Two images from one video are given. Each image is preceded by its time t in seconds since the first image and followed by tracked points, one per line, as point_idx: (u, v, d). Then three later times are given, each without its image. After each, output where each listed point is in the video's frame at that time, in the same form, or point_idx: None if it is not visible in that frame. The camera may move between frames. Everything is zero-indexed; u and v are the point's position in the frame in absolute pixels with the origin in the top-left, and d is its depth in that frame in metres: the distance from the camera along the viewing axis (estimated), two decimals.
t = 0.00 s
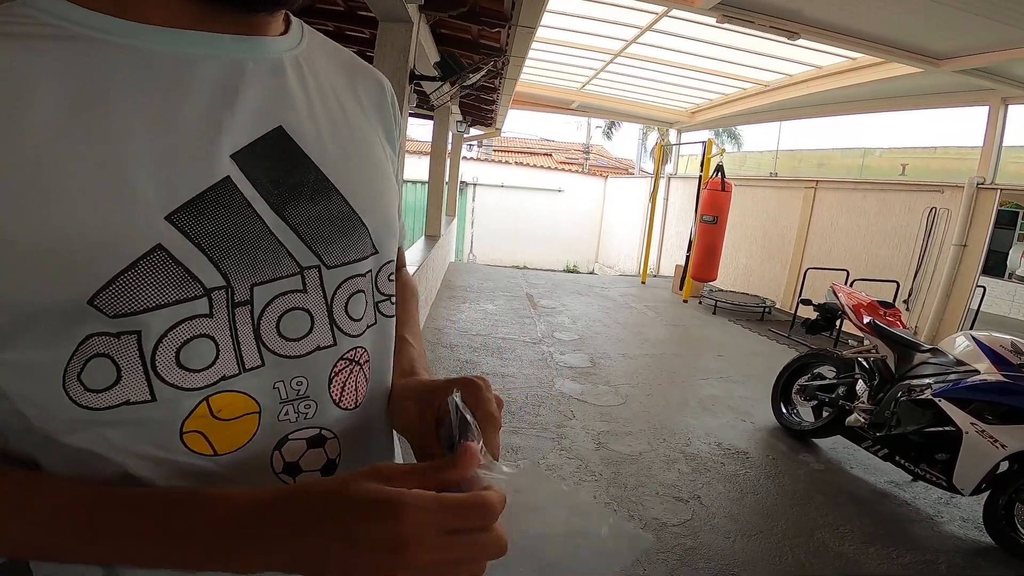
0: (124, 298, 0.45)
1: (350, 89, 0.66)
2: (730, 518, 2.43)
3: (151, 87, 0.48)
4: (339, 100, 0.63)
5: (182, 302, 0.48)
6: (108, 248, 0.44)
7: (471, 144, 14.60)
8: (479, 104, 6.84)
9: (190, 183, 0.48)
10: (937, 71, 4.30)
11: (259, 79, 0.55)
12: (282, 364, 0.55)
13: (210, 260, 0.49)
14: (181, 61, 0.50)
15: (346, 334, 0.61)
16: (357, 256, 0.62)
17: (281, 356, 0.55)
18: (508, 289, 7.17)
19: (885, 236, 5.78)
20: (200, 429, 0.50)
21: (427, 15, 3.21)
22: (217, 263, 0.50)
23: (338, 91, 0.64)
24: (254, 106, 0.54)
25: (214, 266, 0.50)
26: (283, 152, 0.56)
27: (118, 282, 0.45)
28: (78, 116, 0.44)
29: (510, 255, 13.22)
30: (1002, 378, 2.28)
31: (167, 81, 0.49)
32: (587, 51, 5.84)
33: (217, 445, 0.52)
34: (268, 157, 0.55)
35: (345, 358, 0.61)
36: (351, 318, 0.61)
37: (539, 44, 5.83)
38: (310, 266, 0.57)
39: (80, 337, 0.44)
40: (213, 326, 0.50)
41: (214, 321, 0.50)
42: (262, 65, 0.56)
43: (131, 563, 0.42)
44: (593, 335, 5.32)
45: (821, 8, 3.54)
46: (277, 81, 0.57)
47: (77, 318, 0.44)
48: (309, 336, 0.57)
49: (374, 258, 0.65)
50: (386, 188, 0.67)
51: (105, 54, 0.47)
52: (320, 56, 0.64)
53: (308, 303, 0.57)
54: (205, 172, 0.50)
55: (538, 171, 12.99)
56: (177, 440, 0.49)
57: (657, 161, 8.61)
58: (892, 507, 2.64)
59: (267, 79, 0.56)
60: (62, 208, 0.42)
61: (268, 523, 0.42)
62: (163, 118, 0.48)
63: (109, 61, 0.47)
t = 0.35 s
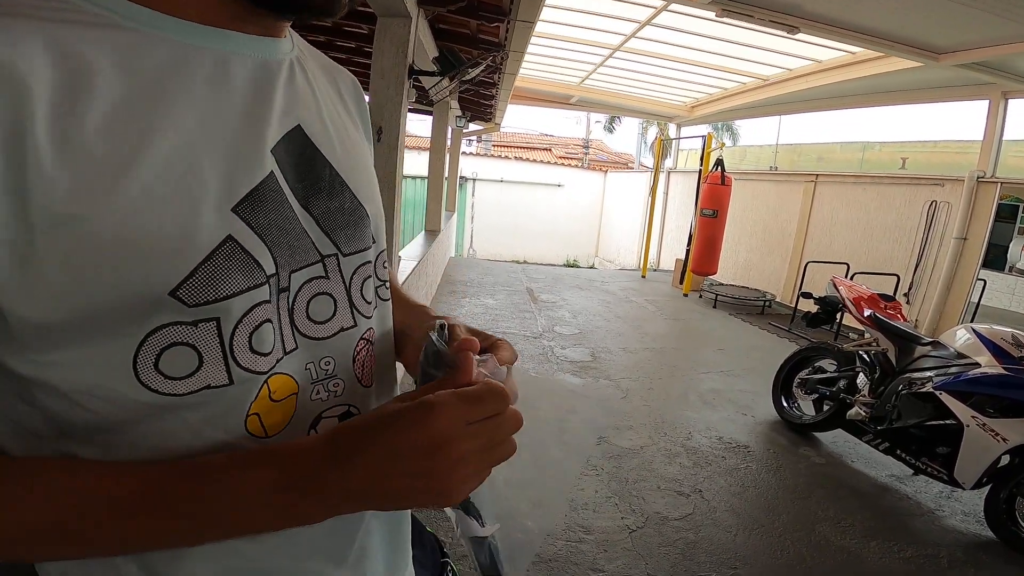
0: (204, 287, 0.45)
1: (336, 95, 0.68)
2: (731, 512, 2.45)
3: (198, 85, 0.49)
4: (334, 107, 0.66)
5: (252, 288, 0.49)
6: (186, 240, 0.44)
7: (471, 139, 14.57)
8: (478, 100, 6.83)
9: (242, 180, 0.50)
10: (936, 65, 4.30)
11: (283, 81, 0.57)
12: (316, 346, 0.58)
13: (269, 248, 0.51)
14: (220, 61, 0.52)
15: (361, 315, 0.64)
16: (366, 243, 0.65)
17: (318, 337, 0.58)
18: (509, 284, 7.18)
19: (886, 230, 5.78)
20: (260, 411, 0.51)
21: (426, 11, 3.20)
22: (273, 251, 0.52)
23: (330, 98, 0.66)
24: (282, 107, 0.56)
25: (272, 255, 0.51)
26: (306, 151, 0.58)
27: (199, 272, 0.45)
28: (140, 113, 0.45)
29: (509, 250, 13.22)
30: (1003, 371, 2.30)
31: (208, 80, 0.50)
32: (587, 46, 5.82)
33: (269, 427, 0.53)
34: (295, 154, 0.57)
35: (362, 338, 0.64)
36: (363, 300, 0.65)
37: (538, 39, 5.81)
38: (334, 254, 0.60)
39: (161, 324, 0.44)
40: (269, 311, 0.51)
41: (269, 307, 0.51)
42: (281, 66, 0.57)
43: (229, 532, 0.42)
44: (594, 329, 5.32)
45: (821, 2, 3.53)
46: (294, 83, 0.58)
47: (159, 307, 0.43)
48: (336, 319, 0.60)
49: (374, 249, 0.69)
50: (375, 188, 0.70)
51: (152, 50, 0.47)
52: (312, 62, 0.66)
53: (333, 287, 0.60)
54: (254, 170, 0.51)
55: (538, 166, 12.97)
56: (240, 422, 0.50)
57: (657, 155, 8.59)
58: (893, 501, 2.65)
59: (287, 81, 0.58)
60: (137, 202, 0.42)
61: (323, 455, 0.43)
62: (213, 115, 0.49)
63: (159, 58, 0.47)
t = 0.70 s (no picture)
0: (207, 278, 0.46)
1: (336, 95, 0.69)
2: (733, 507, 2.46)
3: (205, 77, 0.49)
4: (335, 105, 0.67)
5: (255, 282, 0.50)
6: (194, 232, 0.45)
7: (470, 135, 14.54)
8: (476, 96, 6.82)
9: (249, 173, 0.50)
10: (935, 59, 4.28)
11: (288, 77, 0.58)
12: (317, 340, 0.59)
13: (273, 242, 0.52)
14: (226, 54, 0.52)
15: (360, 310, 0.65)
16: (365, 238, 0.67)
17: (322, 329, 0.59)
18: (509, 280, 7.18)
19: (886, 224, 5.77)
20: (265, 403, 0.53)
21: (423, 8, 3.18)
22: (276, 244, 0.52)
23: (332, 99, 0.67)
24: (287, 102, 0.56)
25: (275, 247, 0.52)
26: (311, 145, 0.58)
27: (203, 263, 0.46)
28: (149, 102, 0.45)
29: (510, 246, 13.23)
30: (1005, 365, 2.30)
31: (214, 72, 0.50)
32: (585, 42, 5.80)
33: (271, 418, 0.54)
34: (300, 149, 0.57)
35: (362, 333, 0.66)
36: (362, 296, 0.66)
37: (537, 35, 5.78)
38: (334, 248, 0.61)
39: (164, 315, 0.44)
40: (275, 304, 0.52)
41: (275, 300, 0.52)
42: (283, 62, 0.58)
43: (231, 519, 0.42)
44: (594, 325, 5.33)
45: None
46: (295, 80, 0.59)
47: (165, 297, 0.44)
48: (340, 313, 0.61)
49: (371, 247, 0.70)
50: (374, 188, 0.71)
51: (158, 40, 0.48)
52: (312, 62, 0.67)
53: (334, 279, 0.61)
54: (258, 163, 0.51)
55: (537, 162, 12.95)
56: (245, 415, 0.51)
57: (656, 151, 8.58)
58: (895, 495, 2.66)
59: (290, 78, 0.58)
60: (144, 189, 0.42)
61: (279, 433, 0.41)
62: (221, 107, 0.50)
63: (169, 50, 0.48)
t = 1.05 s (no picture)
0: (213, 282, 0.46)
1: (344, 94, 0.69)
2: (731, 510, 2.45)
3: (212, 72, 0.49)
4: (343, 105, 0.67)
5: (258, 287, 0.50)
6: (198, 231, 0.45)
7: (472, 136, 14.54)
8: (480, 96, 6.81)
9: (255, 173, 0.50)
10: (940, 63, 4.28)
11: (295, 74, 0.58)
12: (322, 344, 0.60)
13: (277, 244, 0.52)
14: (234, 50, 0.52)
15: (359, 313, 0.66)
16: (366, 241, 0.67)
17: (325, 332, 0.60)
18: (510, 280, 7.18)
19: (888, 228, 5.77)
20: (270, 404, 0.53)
21: (428, 7, 3.19)
22: (281, 247, 0.52)
23: (340, 100, 0.67)
24: (295, 100, 0.56)
25: (279, 250, 0.52)
26: (317, 145, 0.58)
27: (210, 265, 0.46)
28: (158, 96, 0.45)
29: (510, 246, 13.23)
30: (1005, 371, 2.30)
31: (224, 68, 0.50)
32: (589, 43, 5.80)
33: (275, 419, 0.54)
34: (307, 150, 0.57)
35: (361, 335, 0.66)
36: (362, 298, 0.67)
37: (540, 35, 5.78)
38: (338, 252, 0.62)
39: (166, 318, 0.44)
40: (278, 308, 0.52)
41: (278, 304, 0.52)
42: (291, 60, 0.58)
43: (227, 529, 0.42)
44: (594, 326, 5.33)
45: None
46: (303, 77, 0.59)
47: (168, 298, 0.44)
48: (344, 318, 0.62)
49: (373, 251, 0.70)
50: (378, 187, 0.71)
51: (169, 32, 0.48)
52: (321, 61, 0.67)
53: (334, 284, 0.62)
54: (264, 163, 0.51)
55: (540, 163, 12.95)
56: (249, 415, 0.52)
57: (659, 153, 8.57)
58: (894, 500, 2.65)
59: (297, 76, 0.58)
60: (148, 187, 0.42)
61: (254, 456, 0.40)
62: (228, 104, 0.49)
63: (177, 45, 0.48)
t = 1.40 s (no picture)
0: (232, 283, 0.48)
1: (353, 90, 0.70)
2: (737, 512, 2.44)
3: (224, 74, 0.50)
4: (352, 100, 0.68)
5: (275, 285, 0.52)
6: (215, 234, 0.46)
7: (480, 135, 14.56)
8: (488, 96, 6.82)
9: (269, 173, 0.51)
10: (955, 65, 4.23)
11: (306, 70, 0.58)
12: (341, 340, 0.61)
13: (294, 243, 0.53)
14: (244, 48, 0.53)
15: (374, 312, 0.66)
16: (383, 238, 0.67)
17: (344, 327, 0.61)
18: (517, 280, 7.18)
19: (899, 231, 5.72)
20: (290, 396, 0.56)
21: (437, 7, 3.20)
22: (297, 244, 0.54)
23: (349, 96, 0.68)
24: (306, 96, 0.57)
25: (297, 249, 0.54)
26: (329, 143, 0.59)
27: (227, 266, 0.47)
28: (170, 99, 0.46)
29: (518, 247, 13.23)
30: (1017, 375, 2.27)
31: (236, 67, 0.51)
32: (598, 43, 5.80)
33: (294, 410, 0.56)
34: (319, 146, 0.58)
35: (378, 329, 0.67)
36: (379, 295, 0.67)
37: (549, 35, 5.78)
38: (357, 247, 0.62)
39: (183, 318, 0.46)
40: (296, 305, 0.54)
41: (296, 301, 0.54)
42: (302, 56, 0.59)
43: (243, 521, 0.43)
44: (601, 327, 5.32)
45: None
46: (315, 73, 0.60)
47: (186, 300, 0.45)
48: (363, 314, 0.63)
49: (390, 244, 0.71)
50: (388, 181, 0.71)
51: (180, 33, 0.49)
52: (329, 55, 0.67)
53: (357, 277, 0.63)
54: (279, 162, 0.52)
55: (548, 163, 12.95)
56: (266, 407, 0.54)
57: (667, 153, 8.54)
58: (902, 503, 2.63)
59: (308, 72, 0.59)
60: (164, 193, 0.43)
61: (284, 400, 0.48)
62: (239, 104, 0.50)
63: (190, 50, 0.49)
